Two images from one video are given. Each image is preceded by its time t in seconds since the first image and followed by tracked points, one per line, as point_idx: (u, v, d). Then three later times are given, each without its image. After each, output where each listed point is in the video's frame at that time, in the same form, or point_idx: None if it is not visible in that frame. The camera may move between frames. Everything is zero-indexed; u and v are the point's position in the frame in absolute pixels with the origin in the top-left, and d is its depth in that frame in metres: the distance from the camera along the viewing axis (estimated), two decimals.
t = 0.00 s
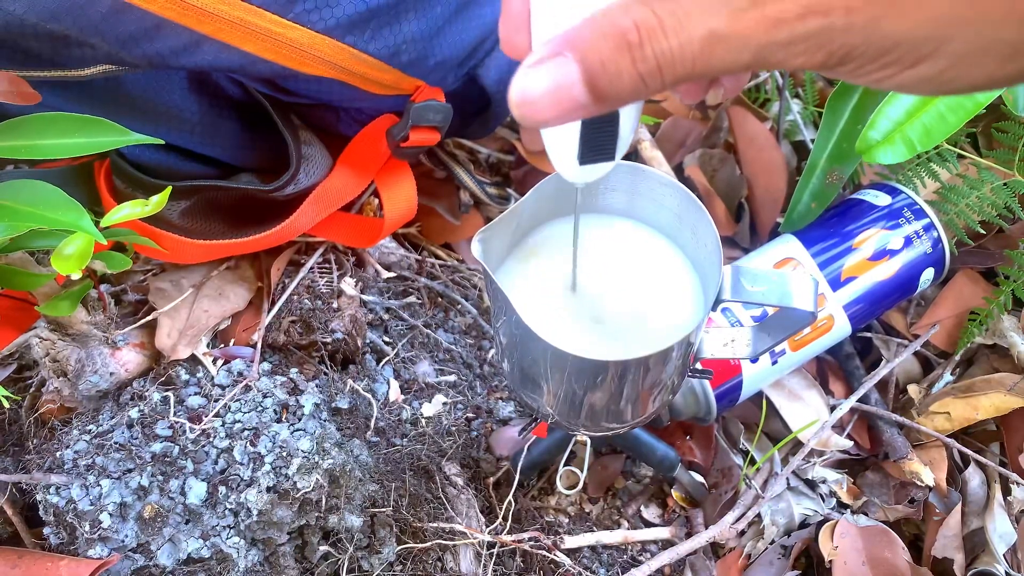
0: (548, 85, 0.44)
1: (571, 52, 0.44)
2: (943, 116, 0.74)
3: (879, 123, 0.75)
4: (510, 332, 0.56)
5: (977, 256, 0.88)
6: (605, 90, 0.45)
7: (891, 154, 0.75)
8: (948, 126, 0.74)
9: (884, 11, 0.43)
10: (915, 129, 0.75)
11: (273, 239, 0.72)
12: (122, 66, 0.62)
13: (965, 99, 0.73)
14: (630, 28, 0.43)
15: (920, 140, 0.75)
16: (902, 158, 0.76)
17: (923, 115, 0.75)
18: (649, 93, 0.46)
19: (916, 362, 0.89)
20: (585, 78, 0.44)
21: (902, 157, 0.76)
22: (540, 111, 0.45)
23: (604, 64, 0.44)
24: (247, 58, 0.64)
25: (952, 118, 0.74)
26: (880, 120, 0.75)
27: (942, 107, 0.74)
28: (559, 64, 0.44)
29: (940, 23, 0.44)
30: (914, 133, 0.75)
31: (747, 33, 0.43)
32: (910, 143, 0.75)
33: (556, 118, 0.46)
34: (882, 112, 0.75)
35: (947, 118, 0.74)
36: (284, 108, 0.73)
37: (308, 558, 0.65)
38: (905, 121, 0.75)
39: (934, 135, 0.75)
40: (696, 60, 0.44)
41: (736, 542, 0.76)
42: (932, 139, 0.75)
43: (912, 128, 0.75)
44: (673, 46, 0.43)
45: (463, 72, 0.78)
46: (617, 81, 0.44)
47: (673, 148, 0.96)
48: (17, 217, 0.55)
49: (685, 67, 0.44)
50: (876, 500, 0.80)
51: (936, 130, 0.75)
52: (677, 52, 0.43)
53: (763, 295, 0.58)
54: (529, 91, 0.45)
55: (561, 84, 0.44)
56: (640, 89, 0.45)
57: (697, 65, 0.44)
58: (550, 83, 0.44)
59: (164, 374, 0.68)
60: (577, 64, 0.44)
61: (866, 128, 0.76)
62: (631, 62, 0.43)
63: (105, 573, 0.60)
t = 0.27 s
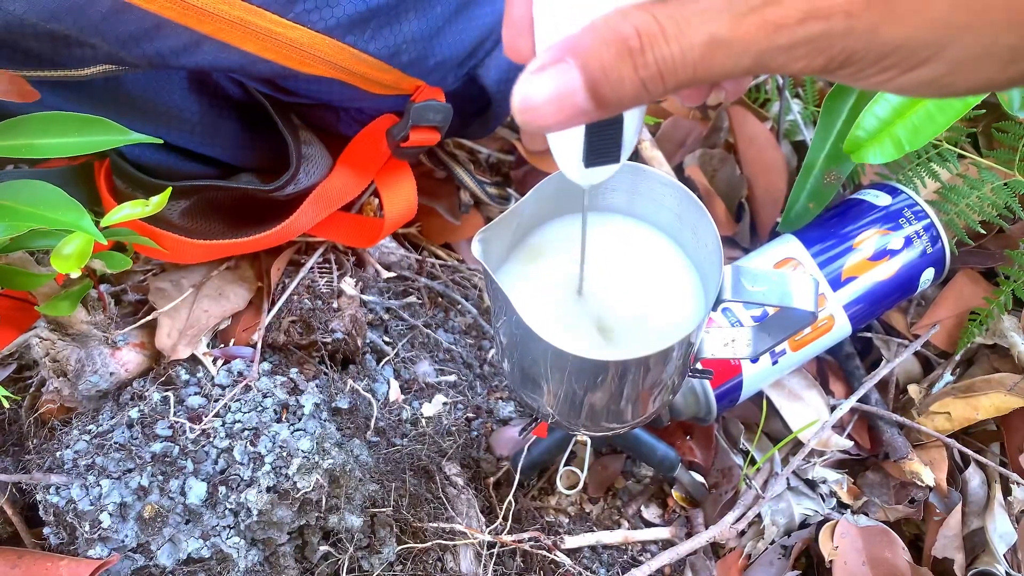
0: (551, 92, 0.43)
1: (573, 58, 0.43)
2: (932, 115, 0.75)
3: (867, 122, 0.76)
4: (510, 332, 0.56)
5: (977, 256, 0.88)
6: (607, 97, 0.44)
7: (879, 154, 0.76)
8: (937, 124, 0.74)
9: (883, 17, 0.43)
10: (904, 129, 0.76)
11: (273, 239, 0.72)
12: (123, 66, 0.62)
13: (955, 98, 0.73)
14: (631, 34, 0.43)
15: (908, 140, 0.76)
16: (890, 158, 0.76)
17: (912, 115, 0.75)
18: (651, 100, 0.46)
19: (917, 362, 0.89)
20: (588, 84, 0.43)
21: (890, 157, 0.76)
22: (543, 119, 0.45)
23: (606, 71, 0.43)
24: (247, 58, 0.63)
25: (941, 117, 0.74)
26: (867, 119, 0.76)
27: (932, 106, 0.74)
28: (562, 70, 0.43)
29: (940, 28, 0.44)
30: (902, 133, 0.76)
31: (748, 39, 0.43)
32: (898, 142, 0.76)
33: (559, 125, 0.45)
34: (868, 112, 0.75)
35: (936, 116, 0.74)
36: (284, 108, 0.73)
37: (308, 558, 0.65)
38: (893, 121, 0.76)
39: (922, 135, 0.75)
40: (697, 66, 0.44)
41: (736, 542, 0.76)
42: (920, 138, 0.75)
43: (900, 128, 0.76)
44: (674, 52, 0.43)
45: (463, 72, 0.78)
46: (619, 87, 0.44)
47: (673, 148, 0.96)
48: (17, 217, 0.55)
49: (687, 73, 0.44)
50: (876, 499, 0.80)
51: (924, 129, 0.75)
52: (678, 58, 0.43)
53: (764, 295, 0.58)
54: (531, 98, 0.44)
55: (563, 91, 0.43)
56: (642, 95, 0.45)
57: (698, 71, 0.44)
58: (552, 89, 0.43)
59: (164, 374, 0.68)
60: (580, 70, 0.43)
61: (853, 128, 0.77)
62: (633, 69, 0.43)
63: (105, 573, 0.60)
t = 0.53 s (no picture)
0: (551, 93, 0.43)
1: (573, 60, 0.43)
2: (935, 113, 0.74)
3: (869, 119, 0.76)
4: (511, 332, 0.56)
5: (978, 256, 0.88)
6: (607, 99, 0.44)
7: (881, 150, 0.76)
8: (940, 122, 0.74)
9: (883, 17, 0.43)
10: (906, 126, 0.76)
11: (273, 239, 0.72)
12: (123, 66, 0.62)
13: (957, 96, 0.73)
14: (631, 36, 0.43)
15: (911, 137, 0.75)
16: (893, 155, 0.76)
17: (914, 113, 0.75)
18: (650, 101, 0.46)
19: (917, 362, 0.89)
20: (588, 86, 0.43)
21: (892, 154, 0.76)
22: (543, 120, 0.45)
23: (606, 72, 0.43)
24: (248, 58, 0.63)
25: (943, 114, 0.74)
26: (869, 116, 0.76)
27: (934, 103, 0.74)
28: (562, 71, 0.43)
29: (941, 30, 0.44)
30: (904, 130, 0.76)
31: (748, 40, 0.43)
32: (901, 138, 0.76)
33: (560, 127, 0.45)
34: (869, 109, 0.76)
35: (938, 114, 0.74)
36: (284, 108, 0.73)
37: (309, 558, 0.65)
38: (895, 118, 0.76)
39: (925, 133, 0.75)
40: (696, 68, 0.44)
41: (737, 541, 0.76)
42: (923, 135, 0.75)
43: (903, 125, 0.76)
44: (674, 54, 0.43)
45: (464, 72, 0.78)
46: (618, 89, 0.44)
47: (673, 148, 0.96)
48: (17, 216, 0.55)
49: (687, 75, 0.44)
50: (876, 499, 0.80)
51: (926, 126, 0.75)
52: (678, 60, 0.43)
53: (764, 295, 0.58)
54: (531, 99, 0.44)
55: (563, 92, 0.43)
56: (642, 97, 0.45)
57: (698, 72, 0.44)
58: (553, 90, 0.43)
59: (164, 374, 0.68)
60: (580, 72, 0.43)
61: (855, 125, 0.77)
62: (633, 71, 0.43)
63: (105, 573, 0.60)
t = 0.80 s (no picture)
0: (560, 102, 0.45)
1: (584, 68, 0.44)
2: (929, 115, 0.75)
3: (864, 123, 0.76)
4: (511, 331, 0.56)
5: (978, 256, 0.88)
6: (619, 106, 0.45)
7: (877, 154, 0.76)
8: (934, 125, 0.75)
9: (896, 25, 0.43)
10: (901, 129, 0.76)
11: (274, 238, 0.72)
12: (124, 65, 0.62)
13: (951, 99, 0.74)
14: (643, 44, 0.43)
15: (907, 141, 0.76)
16: (888, 158, 0.76)
17: (909, 116, 0.76)
18: (662, 108, 0.46)
19: (917, 362, 0.89)
20: (598, 94, 0.44)
21: (888, 158, 0.76)
22: (554, 128, 0.46)
23: (617, 80, 0.44)
24: (248, 58, 0.64)
25: (938, 117, 0.74)
26: (863, 120, 0.76)
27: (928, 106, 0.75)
28: (573, 80, 0.44)
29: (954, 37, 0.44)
30: (900, 134, 0.76)
31: (759, 48, 0.43)
32: (896, 142, 0.76)
33: (571, 135, 0.46)
34: (864, 112, 0.76)
35: (933, 117, 0.75)
36: (285, 107, 0.73)
37: (309, 558, 0.65)
38: (890, 122, 0.76)
39: (920, 136, 0.75)
40: (709, 75, 0.44)
41: (737, 541, 0.76)
42: (918, 138, 0.75)
43: (898, 128, 0.76)
44: (686, 60, 0.43)
45: (464, 72, 0.78)
46: (630, 96, 0.44)
47: (673, 148, 0.96)
48: (18, 216, 0.55)
49: (699, 82, 0.44)
50: (876, 499, 0.80)
51: (921, 129, 0.75)
52: (690, 66, 0.43)
53: (765, 294, 0.58)
54: (542, 107, 0.45)
55: (573, 100, 0.44)
56: (654, 104, 0.45)
57: (710, 81, 0.44)
58: (562, 99, 0.44)
59: (164, 373, 0.68)
60: (590, 81, 0.44)
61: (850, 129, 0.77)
62: (644, 78, 0.43)
63: (105, 573, 0.60)
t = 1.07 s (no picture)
0: (572, 121, 0.45)
1: (595, 88, 0.44)
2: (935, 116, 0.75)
3: (871, 122, 0.76)
4: (511, 331, 0.56)
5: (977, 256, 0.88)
6: (631, 125, 0.45)
7: (882, 154, 0.77)
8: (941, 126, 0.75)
9: (912, 42, 0.43)
10: (907, 130, 0.76)
11: (274, 238, 0.72)
12: (123, 65, 0.62)
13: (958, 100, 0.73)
14: (655, 62, 0.43)
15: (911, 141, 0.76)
16: (893, 158, 0.77)
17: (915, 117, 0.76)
18: (674, 125, 0.46)
19: (916, 362, 0.89)
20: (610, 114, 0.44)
21: (893, 157, 0.77)
22: (565, 147, 0.46)
23: (629, 99, 0.44)
24: (248, 58, 0.64)
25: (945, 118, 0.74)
26: (870, 119, 0.76)
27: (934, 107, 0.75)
28: (584, 99, 0.44)
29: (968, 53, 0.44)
30: (906, 135, 0.76)
31: (773, 65, 0.43)
32: (902, 143, 0.76)
33: (582, 152, 0.46)
34: (872, 112, 0.76)
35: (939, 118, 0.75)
36: (285, 107, 0.73)
37: (309, 558, 0.65)
38: (897, 123, 0.76)
39: (926, 136, 0.76)
40: (722, 92, 0.44)
41: (736, 541, 0.76)
42: (924, 139, 0.76)
43: (904, 129, 0.76)
44: (698, 79, 0.43)
45: (464, 72, 0.78)
46: (642, 115, 0.44)
47: (673, 148, 0.93)
48: (18, 216, 0.56)
49: (712, 100, 0.44)
50: (876, 499, 0.80)
51: (929, 130, 0.75)
52: (703, 85, 0.43)
53: (764, 294, 0.58)
54: (554, 127, 0.45)
55: (584, 120, 0.44)
56: (666, 122, 0.45)
57: (723, 98, 0.44)
58: (574, 118, 0.44)
59: (164, 374, 0.68)
60: (602, 100, 0.44)
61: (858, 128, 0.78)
62: (657, 97, 0.44)
63: (105, 573, 0.60)
